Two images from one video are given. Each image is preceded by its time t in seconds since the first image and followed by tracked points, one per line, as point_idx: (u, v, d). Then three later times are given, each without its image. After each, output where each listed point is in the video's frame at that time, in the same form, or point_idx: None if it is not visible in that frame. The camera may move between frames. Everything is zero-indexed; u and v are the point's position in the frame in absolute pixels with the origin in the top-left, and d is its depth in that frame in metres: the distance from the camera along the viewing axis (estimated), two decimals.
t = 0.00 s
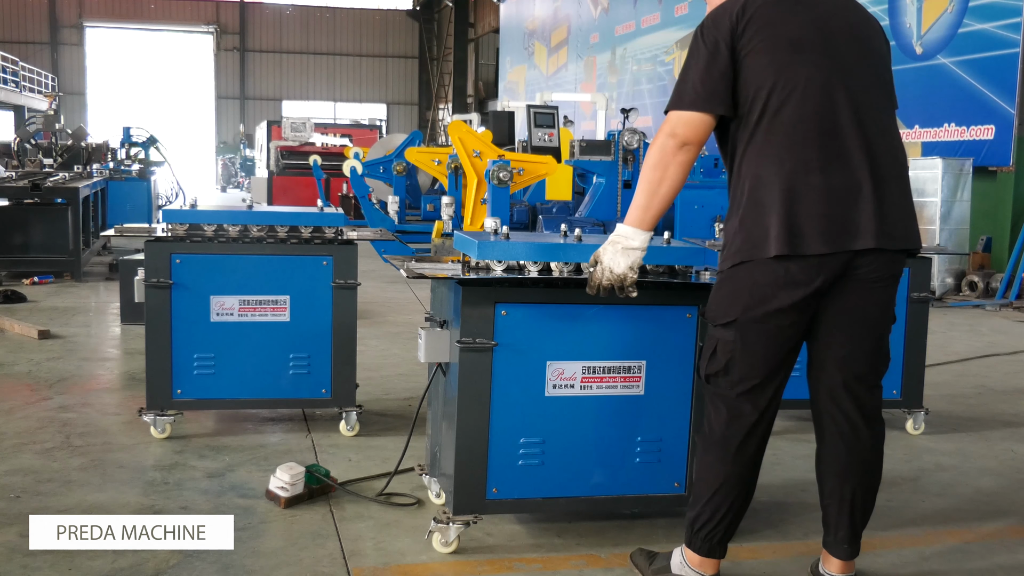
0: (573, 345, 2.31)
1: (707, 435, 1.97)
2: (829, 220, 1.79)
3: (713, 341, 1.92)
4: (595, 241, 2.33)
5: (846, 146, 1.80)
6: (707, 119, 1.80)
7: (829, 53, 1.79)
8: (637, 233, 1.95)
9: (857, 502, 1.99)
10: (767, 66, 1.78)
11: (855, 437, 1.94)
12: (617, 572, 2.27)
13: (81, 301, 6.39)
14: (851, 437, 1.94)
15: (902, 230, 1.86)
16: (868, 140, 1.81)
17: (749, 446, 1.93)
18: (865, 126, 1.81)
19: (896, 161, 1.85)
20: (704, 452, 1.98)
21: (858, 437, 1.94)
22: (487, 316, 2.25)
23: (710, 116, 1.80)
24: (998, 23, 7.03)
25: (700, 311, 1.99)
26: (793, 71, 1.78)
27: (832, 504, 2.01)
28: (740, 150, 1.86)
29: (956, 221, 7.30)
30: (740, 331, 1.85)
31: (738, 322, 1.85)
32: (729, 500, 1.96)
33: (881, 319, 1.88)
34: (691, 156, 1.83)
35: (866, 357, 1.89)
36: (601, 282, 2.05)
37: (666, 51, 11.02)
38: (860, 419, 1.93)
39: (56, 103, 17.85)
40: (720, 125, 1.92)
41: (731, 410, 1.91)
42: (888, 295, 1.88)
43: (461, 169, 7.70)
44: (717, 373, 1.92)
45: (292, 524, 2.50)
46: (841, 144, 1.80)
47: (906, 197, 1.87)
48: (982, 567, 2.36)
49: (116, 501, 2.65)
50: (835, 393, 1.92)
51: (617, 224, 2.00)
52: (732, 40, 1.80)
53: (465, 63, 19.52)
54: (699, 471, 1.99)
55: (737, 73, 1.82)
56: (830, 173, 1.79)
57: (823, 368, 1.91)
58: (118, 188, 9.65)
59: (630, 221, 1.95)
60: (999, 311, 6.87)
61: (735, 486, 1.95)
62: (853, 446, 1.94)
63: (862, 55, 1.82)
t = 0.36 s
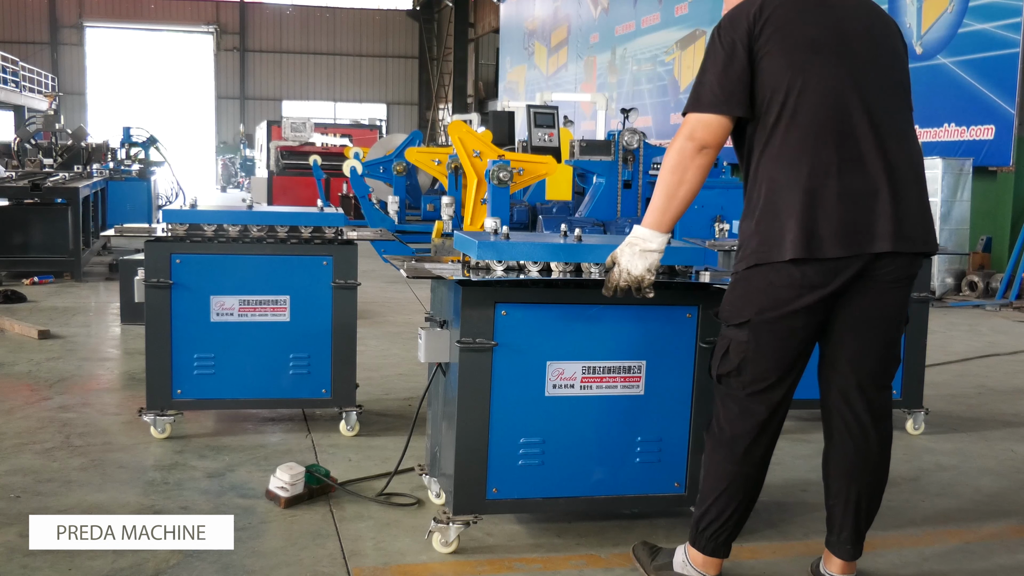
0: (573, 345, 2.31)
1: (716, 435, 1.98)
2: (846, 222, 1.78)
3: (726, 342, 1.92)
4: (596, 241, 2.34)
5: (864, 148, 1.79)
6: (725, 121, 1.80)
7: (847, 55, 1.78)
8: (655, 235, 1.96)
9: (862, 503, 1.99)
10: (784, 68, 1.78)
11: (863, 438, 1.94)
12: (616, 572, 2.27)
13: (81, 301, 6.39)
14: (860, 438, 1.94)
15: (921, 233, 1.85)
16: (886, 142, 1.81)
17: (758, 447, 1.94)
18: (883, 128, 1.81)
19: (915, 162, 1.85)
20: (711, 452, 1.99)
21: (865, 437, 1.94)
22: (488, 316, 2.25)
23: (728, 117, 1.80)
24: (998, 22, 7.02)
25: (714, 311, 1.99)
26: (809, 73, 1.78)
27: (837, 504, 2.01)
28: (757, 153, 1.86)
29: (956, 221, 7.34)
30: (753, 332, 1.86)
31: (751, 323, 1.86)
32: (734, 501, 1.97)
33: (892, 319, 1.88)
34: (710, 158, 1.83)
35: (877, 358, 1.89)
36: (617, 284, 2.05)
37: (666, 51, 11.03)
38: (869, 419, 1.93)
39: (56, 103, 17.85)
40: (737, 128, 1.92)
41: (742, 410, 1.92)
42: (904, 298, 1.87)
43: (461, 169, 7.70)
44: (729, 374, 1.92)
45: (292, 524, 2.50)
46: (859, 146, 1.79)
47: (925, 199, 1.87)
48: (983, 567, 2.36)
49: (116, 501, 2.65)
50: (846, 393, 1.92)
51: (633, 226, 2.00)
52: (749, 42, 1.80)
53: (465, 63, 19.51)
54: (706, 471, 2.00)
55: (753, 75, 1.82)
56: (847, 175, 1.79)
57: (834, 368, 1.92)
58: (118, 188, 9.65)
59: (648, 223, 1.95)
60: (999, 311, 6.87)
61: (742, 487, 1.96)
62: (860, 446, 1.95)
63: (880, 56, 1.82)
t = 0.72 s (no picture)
0: (573, 345, 2.31)
1: (727, 435, 1.98)
2: (862, 225, 1.79)
3: (740, 342, 1.92)
4: (596, 241, 2.34)
5: (880, 151, 1.79)
6: (742, 123, 1.80)
7: (863, 57, 1.79)
8: (672, 237, 1.95)
9: (867, 503, 1.99)
10: (800, 70, 1.78)
11: (873, 438, 1.94)
12: (617, 571, 2.27)
13: (81, 301, 6.40)
14: (869, 438, 1.94)
15: (936, 235, 1.85)
16: (901, 144, 1.81)
17: (768, 448, 1.94)
18: (898, 131, 1.81)
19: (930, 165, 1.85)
20: (720, 452, 1.99)
21: (874, 438, 1.94)
22: (487, 317, 2.25)
23: (745, 118, 1.80)
24: (998, 23, 7.02)
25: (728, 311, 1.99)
26: (826, 75, 1.78)
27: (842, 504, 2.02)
28: (773, 154, 1.86)
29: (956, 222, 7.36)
30: (768, 333, 1.86)
31: (766, 324, 1.85)
32: (742, 502, 1.97)
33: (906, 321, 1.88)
34: (727, 161, 1.83)
35: (889, 360, 1.89)
36: (635, 285, 2.05)
37: (666, 51, 11.03)
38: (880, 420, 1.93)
39: (56, 103, 17.85)
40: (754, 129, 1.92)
41: (755, 410, 1.92)
42: (919, 299, 1.87)
43: (461, 169, 7.71)
44: (742, 374, 1.92)
45: (292, 524, 2.50)
46: (876, 148, 1.79)
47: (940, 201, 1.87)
48: (983, 567, 2.36)
49: (117, 501, 2.65)
50: (857, 393, 1.92)
51: (650, 228, 2.00)
52: (765, 43, 1.80)
53: (465, 63, 19.49)
54: (714, 472, 2.00)
55: (769, 76, 1.81)
56: (865, 178, 1.79)
57: (847, 368, 1.92)
58: (118, 188, 9.65)
59: (664, 225, 1.95)
60: (999, 311, 6.88)
61: (750, 489, 1.96)
62: (869, 447, 1.95)
63: (896, 58, 1.82)
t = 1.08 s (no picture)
0: (573, 345, 2.31)
1: (736, 435, 1.98)
2: (877, 228, 1.79)
3: (752, 342, 1.92)
4: (596, 241, 2.34)
5: (898, 155, 1.79)
6: (758, 125, 1.80)
7: (881, 60, 1.78)
8: (687, 237, 1.94)
9: (874, 503, 1.99)
10: (817, 73, 1.78)
11: (882, 437, 1.93)
12: (617, 572, 2.27)
13: (81, 301, 6.40)
14: (878, 439, 1.94)
15: (952, 239, 1.85)
16: (919, 148, 1.81)
17: (777, 448, 1.94)
18: (915, 135, 1.81)
19: (947, 169, 1.84)
20: (728, 450, 1.99)
21: (884, 439, 1.94)
22: (487, 317, 2.25)
23: (761, 120, 1.80)
24: (997, 22, 7.02)
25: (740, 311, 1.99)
26: (843, 77, 1.77)
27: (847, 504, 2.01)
28: (789, 156, 1.86)
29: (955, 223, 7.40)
30: (780, 333, 1.86)
31: (779, 325, 1.86)
32: (749, 499, 1.97)
33: (919, 323, 1.87)
34: (744, 162, 1.83)
35: (901, 362, 1.89)
36: (652, 286, 2.04)
37: (666, 51, 11.03)
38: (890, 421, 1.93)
39: (56, 103, 17.85)
40: (770, 130, 1.92)
41: (765, 411, 1.92)
42: (932, 302, 1.87)
43: (461, 169, 7.71)
44: (753, 374, 1.92)
45: (292, 524, 2.50)
46: (893, 152, 1.79)
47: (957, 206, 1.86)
48: (982, 567, 2.36)
49: (117, 501, 2.65)
50: (867, 395, 1.92)
51: (667, 228, 1.99)
52: (783, 44, 1.80)
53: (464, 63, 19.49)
54: (721, 472, 2.00)
55: (787, 77, 1.82)
56: (881, 182, 1.79)
57: (857, 368, 1.92)
58: (118, 188, 9.65)
59: (680, 224, 1.94)
60: (998, 311, 6.88)
61: (759, 488, 1.96)
62: (878, 447, 1.94)
63: (915, 61, 1.81)
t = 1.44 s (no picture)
0: (574, 345, 2.31)
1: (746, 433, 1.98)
2: (891, 229, 1.79)
3: (759, 340, 1.92)
4: (596, 241, 2.34)
5: (913, 156, 1.79)
6: (773, 124, 1.81)
7: (898, 62, 1.79)
8: (702, 236, 1.95)
9: (877, 504, 1.99)
10: (834, 72, 1.78)
11: (888, 437, 1.93)
12: (617, 572, 2.27)
13: (81, 301, 6.40)
14: (883, 439, 1.93)
15: (965, 242, 1.85)
16: (934, 150, 1.81)
17: (782, 446, 1.94)
18: (930, 136, 1.81)
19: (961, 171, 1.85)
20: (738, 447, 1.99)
21: (889, 440, 1.93)
22: (487, 317, 2.25)
23: (776, 119, 1.80)
24: (997, 22, 7.02)
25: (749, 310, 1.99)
26: (860, 78, 1.78)
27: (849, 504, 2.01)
28: (803, 156, 1.86)
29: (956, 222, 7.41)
30: (788, 334, 1.86)
31: (788, 326, 1.86)
32: (762, 495, 1.97)
33: (926, 326, 1.87)
34: (758, 161, 1.83)
35: (908, 363, 1.89)
36: (668, 285, 2.06)
37: (666, 51, 11.03)
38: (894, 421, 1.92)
39: (56, 103, 17.85)
40: (784, 130, 1.92)
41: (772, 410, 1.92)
42: (942, 305, 1.87)
43: (461, 169, 7.71)
44: (760, 371, 1.92)
45: (292, 524, 2.50)
46: (908, 154, 1.79)
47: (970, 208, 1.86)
48: (983, 567, 2.37)
49: (117, 501, 2.65)
50: (874, 396, 1.91)
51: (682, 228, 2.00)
52: (800, 44, 1.80)
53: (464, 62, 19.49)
54: (735, 470, 2.00)
55: (803, 77, 1.82)
56: (896, 183, 1.79)
57: (864, 369, 1.92)
58: (118, 188, 9.65)
59: (695, 224, 1.95)
60: (998, 311, 6.88)
61: (771, 486, 1.96)
62: (882, 449, 1.94)
63: (931, 63, 1.82)
